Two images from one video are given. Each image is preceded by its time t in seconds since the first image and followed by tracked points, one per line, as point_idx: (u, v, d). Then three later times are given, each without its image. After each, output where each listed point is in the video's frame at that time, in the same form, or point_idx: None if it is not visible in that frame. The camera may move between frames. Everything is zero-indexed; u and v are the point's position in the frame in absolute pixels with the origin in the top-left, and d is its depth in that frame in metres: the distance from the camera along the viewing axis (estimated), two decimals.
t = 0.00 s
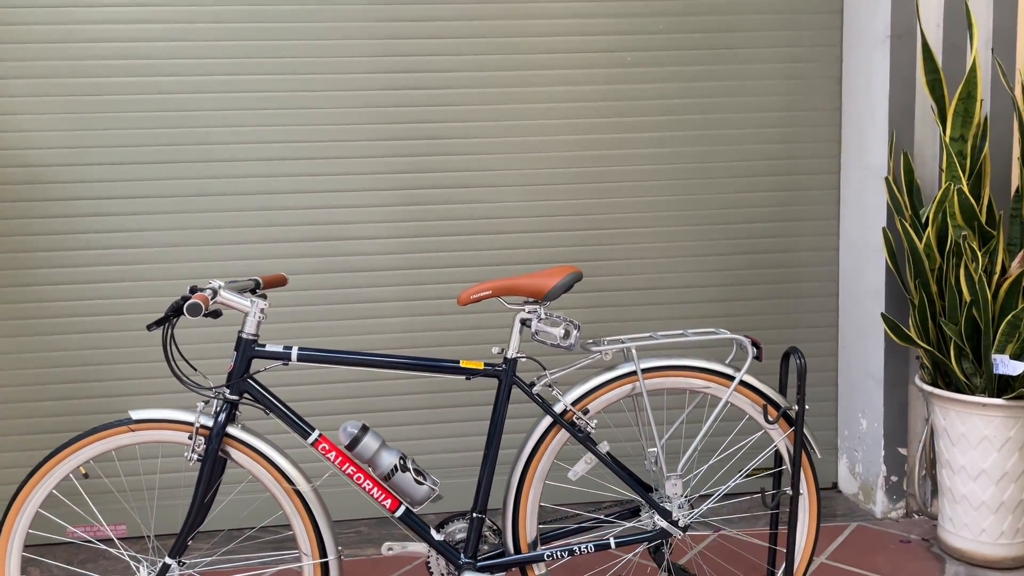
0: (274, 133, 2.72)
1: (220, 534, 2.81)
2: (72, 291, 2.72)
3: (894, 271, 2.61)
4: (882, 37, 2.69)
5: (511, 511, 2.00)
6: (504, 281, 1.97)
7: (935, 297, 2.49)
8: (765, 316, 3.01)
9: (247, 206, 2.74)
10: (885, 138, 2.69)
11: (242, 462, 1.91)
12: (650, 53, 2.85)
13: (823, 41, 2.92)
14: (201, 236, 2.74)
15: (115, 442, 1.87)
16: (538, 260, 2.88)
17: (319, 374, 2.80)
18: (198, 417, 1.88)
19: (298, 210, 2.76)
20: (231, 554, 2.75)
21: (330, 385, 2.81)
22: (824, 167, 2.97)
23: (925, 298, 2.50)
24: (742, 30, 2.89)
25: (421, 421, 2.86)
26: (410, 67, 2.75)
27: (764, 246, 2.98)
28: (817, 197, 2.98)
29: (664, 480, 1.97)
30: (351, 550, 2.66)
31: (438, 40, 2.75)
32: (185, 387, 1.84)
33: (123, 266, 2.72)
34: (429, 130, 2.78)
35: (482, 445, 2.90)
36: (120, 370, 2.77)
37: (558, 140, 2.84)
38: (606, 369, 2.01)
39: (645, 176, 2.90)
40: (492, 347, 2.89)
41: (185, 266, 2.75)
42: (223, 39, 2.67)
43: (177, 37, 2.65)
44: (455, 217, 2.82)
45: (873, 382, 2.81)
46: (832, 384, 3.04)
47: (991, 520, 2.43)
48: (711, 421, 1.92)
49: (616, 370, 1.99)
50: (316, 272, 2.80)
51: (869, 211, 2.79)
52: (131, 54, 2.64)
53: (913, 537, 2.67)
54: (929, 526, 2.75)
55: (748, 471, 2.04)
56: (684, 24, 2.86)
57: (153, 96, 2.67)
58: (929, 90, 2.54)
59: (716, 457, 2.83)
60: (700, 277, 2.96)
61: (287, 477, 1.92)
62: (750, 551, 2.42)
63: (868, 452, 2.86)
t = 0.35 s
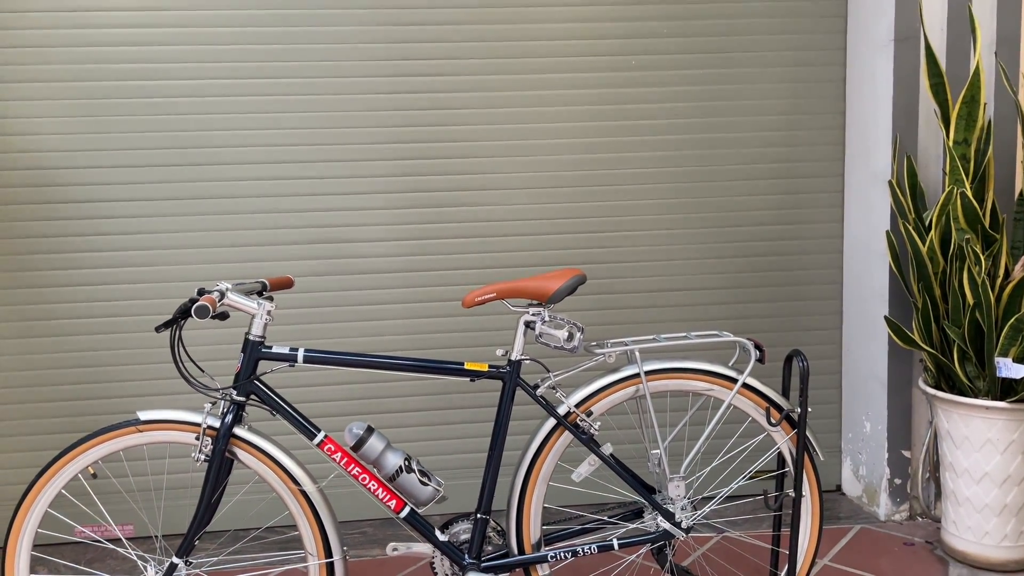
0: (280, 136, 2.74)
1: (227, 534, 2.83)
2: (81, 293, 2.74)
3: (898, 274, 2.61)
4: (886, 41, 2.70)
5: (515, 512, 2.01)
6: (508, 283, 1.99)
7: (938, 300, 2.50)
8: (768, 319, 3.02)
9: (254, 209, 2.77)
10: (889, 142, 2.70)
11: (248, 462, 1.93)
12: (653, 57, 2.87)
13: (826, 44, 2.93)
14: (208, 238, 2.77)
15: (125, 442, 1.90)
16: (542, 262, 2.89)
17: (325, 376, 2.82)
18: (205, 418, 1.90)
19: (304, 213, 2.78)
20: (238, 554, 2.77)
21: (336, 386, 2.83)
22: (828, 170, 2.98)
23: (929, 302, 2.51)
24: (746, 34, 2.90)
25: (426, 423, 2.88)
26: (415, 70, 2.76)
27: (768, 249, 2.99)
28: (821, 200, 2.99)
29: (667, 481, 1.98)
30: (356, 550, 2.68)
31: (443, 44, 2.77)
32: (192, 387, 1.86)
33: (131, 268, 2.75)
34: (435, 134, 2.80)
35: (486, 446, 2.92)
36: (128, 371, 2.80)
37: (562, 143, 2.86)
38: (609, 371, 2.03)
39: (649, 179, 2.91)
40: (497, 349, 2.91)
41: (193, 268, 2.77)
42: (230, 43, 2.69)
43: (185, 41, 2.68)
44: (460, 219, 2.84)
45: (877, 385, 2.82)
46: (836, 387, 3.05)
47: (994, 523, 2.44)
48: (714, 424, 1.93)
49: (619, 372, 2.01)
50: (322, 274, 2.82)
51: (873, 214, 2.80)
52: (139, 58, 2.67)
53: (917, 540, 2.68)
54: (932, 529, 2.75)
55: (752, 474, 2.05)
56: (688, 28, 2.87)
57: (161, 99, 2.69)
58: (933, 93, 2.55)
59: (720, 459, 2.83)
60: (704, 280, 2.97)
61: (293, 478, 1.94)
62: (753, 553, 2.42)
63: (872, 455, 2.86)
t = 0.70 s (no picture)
0: (283, 135, 2.74)
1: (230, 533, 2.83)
2: (85, 291, 2.75)
3: (903, 274, 2.61)
4: (891, 40, 2.68)
5: (518, 511, 2.01)
6: (511, 282, 1.99)
7: (943, 301, 2.49)
8: (772, 319, 3.01)
9: (257, 208, 2.77)
10: (894, 141, 2.69)
11: (252, 460, 1.93)
12: (657, 56, 2.86)
13: (830, 44, 2.92)
14: (211, 237, 2.77)
15: (130, 440, 1.90)
16: (545, 261, 2.89)
17: (328, 375, 2.82)
18: (209, 416, 1.90)
19: (307, 212, 2.79)
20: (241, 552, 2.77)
21: (339, 385, 2.83)
22: (833, 169, 2.97)
23: (933, 302, 2.50)
24: (750, 33, 2.89)
25: (429, 422, 2.88)
26: (419, 69, 2.76)
27: (772, 249, 2.98)
28: (825, 200, 2.98)
29: (670, 481, 1.98)
30: (359, 549, 2.68)
31: (447, 43, 2.77)
32: (195, 386, 1.86)
33: (135, 266, 2.76)
34: (437, 133, 2.79)
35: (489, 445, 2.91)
36: (131, 369, 2.80)
37: (566, 142, 2.85)
38: (613, 370, 2.02)
39: (653, 178, 2.91)
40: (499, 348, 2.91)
41: (196, 266, 2.78)
42: (234, 42, 2.70)
43: (189, 39, 2.68)
44: (463, 218, 2.84)
45: (881, 385, 2.81)
46: (840, 387, 3.04)
47: (999, 524, 2.43)
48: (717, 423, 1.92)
49: (623, 372, 2.00)
50: (325, 273, 2.82)
51: (878, 214, 2.79)
52: (143, 57, 2.67)
53: (921, 541, 2.67)
54: (936, 530, 2.74)
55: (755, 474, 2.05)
56: (693, 27, 2.87)
57: (165, 98, 2.70)
58: (938, 93, 2.54)
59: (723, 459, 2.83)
60: (707, 279, 2.97)
61: (296, 476, 1.94)
62: (756, 553, 2.42)
63: (876, 455, 2.86)
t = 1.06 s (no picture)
0: (287, 130, 2.73)
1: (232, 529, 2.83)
2: (88, 286, 2.74)
3: (909, 271, 2.58)
4: (899, 35, 2.66)
5: (521, 508, 2.00)
6: (514, 278, 1.97)
7: (950, 297, 2.47)
8: (777, 315, 2.99)
9: (261, 203, 2.76)
10: (901, 137, 2.67)
11: (254, 456, 1.92)
12: (662, 51, 2.84)
13: (837, 39, 2.90)
14: (214, 231, 2.76)
15: (130, 435, 1.89)
16: (549, 257, 2.87)
17: (331, 371, 2.81)
18: (210, 411, 1.89)
19: (310, 207, 2.77)
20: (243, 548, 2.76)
21: (342, 381, 2.82)
22: (838, 165, 2.95)
23: (940, 299, 2.48)
24: (755, 28, 2.87)
25: (432, 418, 2.87)
26: (422, 64, 2.75)
27: (777, 245, 2.96)
28: (831, 196, 2.96)
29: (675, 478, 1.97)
30: (361, 545, 2.67)
31: (451, 37, 2.75)
32: (197, 380, 1.86)
33: (137, 261, 2.75)
34: (442, 128, 2.78)
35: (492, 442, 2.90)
36: (134, 364, 2.80)
37: (570, 137, 2.83)
38: (617, 366, 2.01)
39: (658, 174, 2.89)
40: (503, 344, 2.89)
41: (199, 261, 2.77)
42: (237, 36, 2.68)
43: (192, 33, 2.67)
44: (467, 214, 2.82)
45: (887, 382, 2.79)
46: (845, 384, 3.02)
47: (1006, 522, 2.41)
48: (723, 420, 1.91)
49: (627, 368, 1.99)
50: (328, 268, 2.81)
51: (884, 210, 2.77)
52: (146, 51, 2.66)
53: (927, 539, 2.65)
54: (942, 528, 2.72)
55: (760, 471, 2.03)
56: (698, 22, 2.85)
57: (168, 92, 2.68)
58: (946, 88, 2.51)
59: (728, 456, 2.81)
60: (712, 276, 2.95)
61: (298, 472, 1.93)
62: (760, 551, 2.40)
63: (882, 453, 2.84)
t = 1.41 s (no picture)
0: (289, 125, 2.72)
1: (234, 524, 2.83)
2: (90, 281, 2.74)
3: (914, 267, 2.57)
4: (904, 30, 2.64)
5: (523, 504, 1.99)
6: (518, 274, 1.96)
7: (955, 294, 2.46)
8: (780, 312, 2.98)
9: (263, 198, 2.75)
10: (906, 133, 2.65)
11: (256, 452, 1.92)
12: (666, 46, 2.83)
13: (842, 34, 2.88)
14: (217, 226, 2.75)
15: (132, 430, 1.89)
16: (552, 253, 2.87)
17: (333, 366, 2.81)
18: (212, 407, 1.88)
19: (312, 202, 2.76)
20: (245, 543, 2.77)
21: (344, 376, 2.82)
22: (843, 161, 2.94)
23: (945, 295, 2.47)
24: (760, 23, 2.85)
25: (434, 414, 2.87)
26: (426, 58, 2.74)
27: (781, 241, 2.95)
28: (835, 192, 2.94)
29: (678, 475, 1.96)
30: (363, 541, 2.67)
31: (455, 31, 2.74)
32: (199, 376, 1.85)
33: (140, 256, 2.74)
34: (444, 124, 2.77)
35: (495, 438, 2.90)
36: (136, 360, 2.79)
37: (573, 133, 2.82)
38: (620, 363, 2.00)
39: (662, 170, 2.88)
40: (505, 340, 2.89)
41: (201, 256, 2.76)
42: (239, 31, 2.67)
43: (195, 27, 2.66)
44: (470, 209, 2.82)
45: (891, 379, 2.78)
46: (849, 381, 3.01)
47: (1009, 520, 2.40)
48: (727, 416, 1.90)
49: (630, 364, 1.98)
50: (330, 263, 2.80)
51: (889, 206, 2.76)
52: (149, 45, 2.65)
53: (930, 536, 2.64)
54: (945, 525, 2.72)
55: (763, 468, 2.02)
56: (703, 16, 2.83)
57: (170, 86, 2.67)
58: (951, 84, 2.50)
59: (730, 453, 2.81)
60: (715, 272, 2.94)
61: (301, 468, 1.92)
62: (763, 548, 2.40)
63: (885, 450, 2.83)
